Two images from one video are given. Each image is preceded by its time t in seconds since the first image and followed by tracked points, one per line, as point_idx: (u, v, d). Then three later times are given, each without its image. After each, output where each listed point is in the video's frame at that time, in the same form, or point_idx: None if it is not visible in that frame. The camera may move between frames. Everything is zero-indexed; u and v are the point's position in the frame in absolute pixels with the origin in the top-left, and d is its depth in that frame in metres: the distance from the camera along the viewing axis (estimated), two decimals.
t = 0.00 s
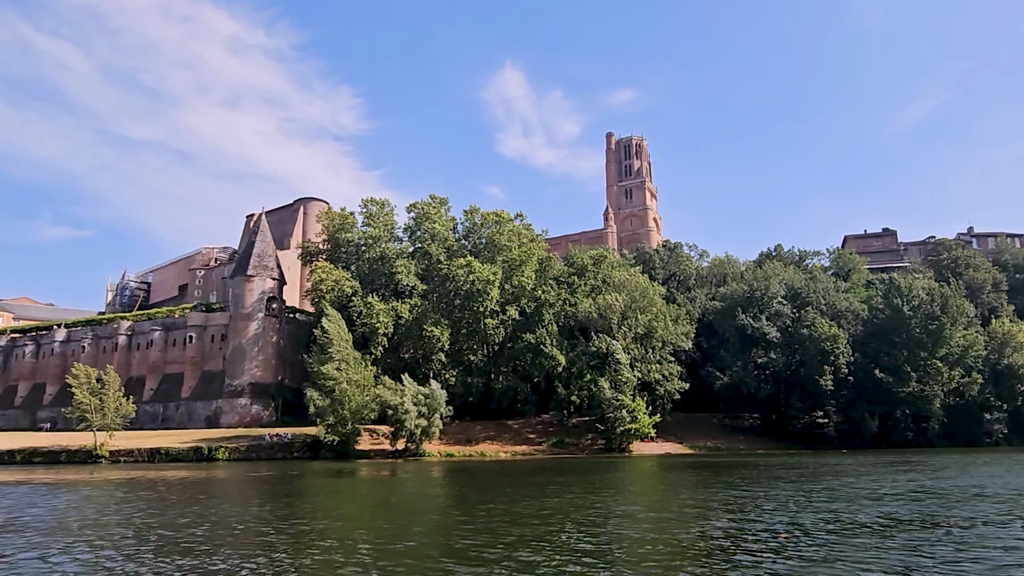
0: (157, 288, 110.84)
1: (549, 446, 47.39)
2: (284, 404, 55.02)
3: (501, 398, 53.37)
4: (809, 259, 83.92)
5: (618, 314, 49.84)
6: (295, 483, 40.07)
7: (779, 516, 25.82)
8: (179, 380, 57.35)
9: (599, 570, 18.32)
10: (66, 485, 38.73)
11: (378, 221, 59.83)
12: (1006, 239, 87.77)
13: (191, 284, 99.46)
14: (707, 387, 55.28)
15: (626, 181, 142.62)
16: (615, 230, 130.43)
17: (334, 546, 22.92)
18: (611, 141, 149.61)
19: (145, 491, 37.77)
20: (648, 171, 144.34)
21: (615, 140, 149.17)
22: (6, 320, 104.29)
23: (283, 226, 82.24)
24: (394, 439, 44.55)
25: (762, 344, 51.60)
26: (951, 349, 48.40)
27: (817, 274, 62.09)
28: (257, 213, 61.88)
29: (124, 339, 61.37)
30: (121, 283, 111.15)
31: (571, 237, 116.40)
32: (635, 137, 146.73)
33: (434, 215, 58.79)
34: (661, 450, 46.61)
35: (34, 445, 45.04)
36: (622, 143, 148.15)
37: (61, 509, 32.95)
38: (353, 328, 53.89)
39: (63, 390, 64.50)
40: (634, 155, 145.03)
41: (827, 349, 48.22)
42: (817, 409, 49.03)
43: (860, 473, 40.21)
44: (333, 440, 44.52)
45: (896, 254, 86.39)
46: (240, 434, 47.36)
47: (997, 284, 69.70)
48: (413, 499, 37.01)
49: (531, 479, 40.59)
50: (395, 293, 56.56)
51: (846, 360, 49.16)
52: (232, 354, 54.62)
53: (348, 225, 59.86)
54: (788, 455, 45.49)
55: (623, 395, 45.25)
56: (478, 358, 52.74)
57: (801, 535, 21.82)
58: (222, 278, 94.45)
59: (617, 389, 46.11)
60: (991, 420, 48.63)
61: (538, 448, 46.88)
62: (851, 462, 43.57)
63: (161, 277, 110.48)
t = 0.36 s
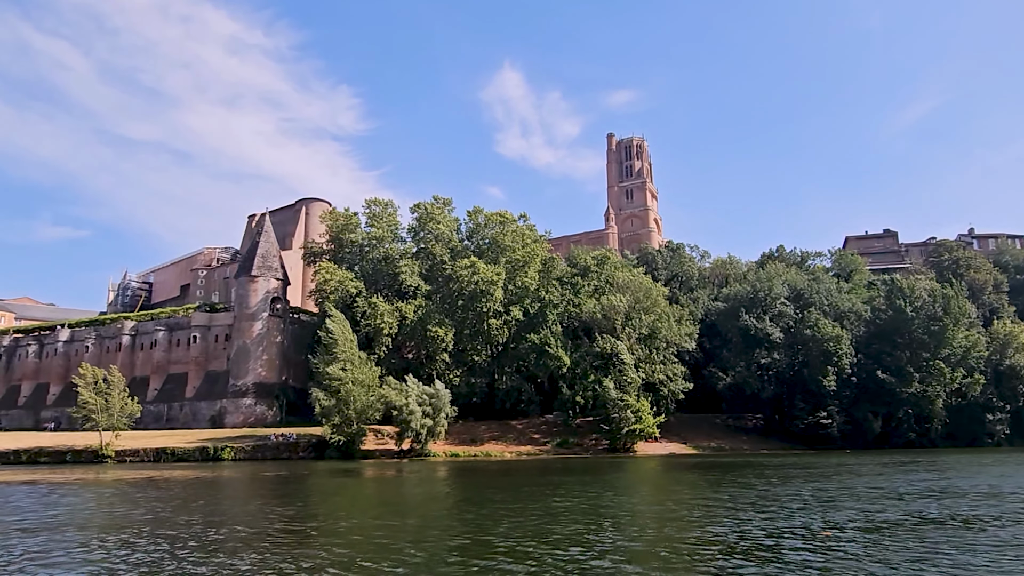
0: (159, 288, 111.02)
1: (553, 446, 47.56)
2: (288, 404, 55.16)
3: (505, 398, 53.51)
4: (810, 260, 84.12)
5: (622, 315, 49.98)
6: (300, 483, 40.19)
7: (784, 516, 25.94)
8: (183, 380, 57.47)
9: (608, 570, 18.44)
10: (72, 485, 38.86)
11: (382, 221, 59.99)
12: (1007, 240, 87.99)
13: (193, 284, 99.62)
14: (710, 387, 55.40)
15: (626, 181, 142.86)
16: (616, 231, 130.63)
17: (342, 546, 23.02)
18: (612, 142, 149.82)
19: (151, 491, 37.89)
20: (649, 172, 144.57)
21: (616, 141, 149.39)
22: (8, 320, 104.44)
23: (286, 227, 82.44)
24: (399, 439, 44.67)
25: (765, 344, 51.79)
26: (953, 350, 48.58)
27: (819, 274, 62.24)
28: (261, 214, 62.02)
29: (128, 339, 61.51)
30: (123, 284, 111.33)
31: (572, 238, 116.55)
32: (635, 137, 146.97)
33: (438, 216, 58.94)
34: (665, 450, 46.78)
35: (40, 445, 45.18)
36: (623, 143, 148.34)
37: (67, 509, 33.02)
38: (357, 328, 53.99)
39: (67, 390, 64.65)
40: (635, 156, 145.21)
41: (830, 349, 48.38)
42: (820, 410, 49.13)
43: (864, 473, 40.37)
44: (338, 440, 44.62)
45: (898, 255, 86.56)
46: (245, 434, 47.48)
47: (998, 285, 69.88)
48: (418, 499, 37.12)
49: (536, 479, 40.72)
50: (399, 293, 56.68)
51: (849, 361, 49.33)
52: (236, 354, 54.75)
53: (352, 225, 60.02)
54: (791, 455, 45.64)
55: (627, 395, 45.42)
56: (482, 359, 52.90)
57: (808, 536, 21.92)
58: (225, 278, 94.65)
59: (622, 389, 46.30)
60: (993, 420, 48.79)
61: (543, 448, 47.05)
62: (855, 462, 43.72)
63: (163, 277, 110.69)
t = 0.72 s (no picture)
0: (162, 287, 111.16)
1: (559, 446, 47.70)
2: (293, 404, 55.30)
3: (509, 398, 53.63)
4: (812, 261, 84.19)
5: (627, 315, 50.11)
6: (306, 482, 40.33)
7: (792, 516, 26.01)
8: (188, 380, 57.60)
9: (618, 569, 18.49)
10: (79, 484, 39.01)
11: (386, 222, 60.13)
12: (1008, 241, 88.14)
13: (195, 284, 99.76)
14: (714, 387, 55.51)
15: (628, 182, 142.95)
16: (617, 231, 130.72)
17: (352, 545, 23.08)
18: (614, 142, 150.03)
19: (158, 490, 38.00)
20: (650, 172, 144.70)
21: (617, 141, 149.48)
22: (11, 319, 104.55)
23: (288, 227, 82.56)
24: (405, 439, 44.80)
25: (769, 344, 51.93)
26: (957, 350, 48.74)
27: (823, 274, 62.32)
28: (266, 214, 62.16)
29: (133, 338, 61.64)
30: (125, 283, 111.45)
31: (573, 238, 116.65)
32: (637, 138, 147.07)
33: (442, 215, 59.01)
34: (670, 450, 46.89)
35: (47, 444, 45.33)
36: (624, 144, 148.49)
37: (74, 508, 33.08)
38: (362, 327, 54.13)
39: (71, 389, 64.76)
40: (637, 156, 145.31)
41: (834, 350, 48.50)
42: (824, 410, 49.36)
43: (869, 473, 40.49)
44: (344, 439, 44.73)
45: (900, 255, 86.68)
46: (251, 433, 47.61)
47: (1000, 286, 70.02)
48: (424, 499, 37.20)
49: (542, 479, 40.87)
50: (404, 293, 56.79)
51: (853, 361, 49.39)
52: (241, 353, 54.90)
53: (356, 226, 60.20)
54: (796, 455, 45.77)
55: (633, 395, 45.57)
56: (487, 359, 53.03)
57: (817, 535, 21.97)
58: (228, 278, 94.81)
59: (627, 389, 46.45)
60: (997, 421, 48.89)
61: (548, 448, 47.18)
62: (860, 462, 43.82)
63: (166, 277, 110.81)
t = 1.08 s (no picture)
0: (165, 287, 111.32)
1: (564, 446, 47.82)
2: (299, 404, 55.45)
3: (514, 398, 53.76)
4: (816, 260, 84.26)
5: (632, 315, 50.22)
6: (313, 481, 40.48)
7: (801, 515, 26.08)
8: (194, 379, 57.77)
9: (632, 568, 18.53)
10: (87, 483, 39.19)
11: (391, 222, 60.29)
12: (1011, 241, 88.22)
13: (199, 284, 99.94)
14: (718, 387, 55.61)
15: (630, 181, 143.07)
16: (619, 231, 130.83)
17: (363, 544, 23.12)
18: (616, 142, 150.14)
19: (166, 488, 38.15)
20: (652, 172, 144.76)
21: (619, 141, 149.54)
22: (15, 318, 104.77)
23: (292, 226, 82.70)
24: (411, 438, 44.94)
25: (773, 344, 52.03)
26: (961, 350, 48.84)
27: (827, 274, 62.38)
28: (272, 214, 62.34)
29: (139, 338, 61.82)
30: (129, 283, 111.64)
31: (576, 237, 116.78)
32: (639, 137, 147.15)
33: (448, 216, 59.16)
34: (675, 450, 46.99)
35: (55, 443, 45.54)
36: (626, 143, 148.57)
37: (84, 507, 33.25)
38: (368, 327, 54.28)
39: (77, 388, 64.94)
40: (639, 156, 145.43)
41: (839, 350, 48.58)
42: (829, 409, 49.46)
43: (875, 472, 40.57)
44: (351, 439, 44.89)
45: (903, 255, 86.76)
46: (257, 432, 47.78)
47: (1004, 286, 70.10)
48: (431, 498, 37.28)
49: (548, 478, 40.99)
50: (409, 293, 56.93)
51: (858, 361, 49.48)
52: (247, 353, 55.07)
53: (361, 225, 60.34)
54: (801, 454, 45.87)
55: (639, 395, 45.69)
56: (492, 358, 53.15)
57: (827, 535, 22.02)
58: (231, 277, 94.93)
59: (633, 389, 46.59)
60: (1001, 421, 49.00)
61: (554, 448, 47.32)
62: (865, 462, 43.95)
63: (169, 276, 111.02)
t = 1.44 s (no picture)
0: (169, 286, 111.53)
1: (571, 445, 47.94)
2: (306, 403, 55.64)
3: (520, 397, 53.90)
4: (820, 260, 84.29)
5: (638, 315, 50.30)
6: (321, 479, 40.64)
7: (810, 514, 26.19)
8: (200, 378, 57.96)
9: (645, 567, 18.61)
10: (97, 481, 39.38)
11: (397, 222, 60.44)
12: (1015, 241, 88.23)
13: (203, 283, 100.13)
14: (723, 386, 55.72)
15: (633, 181, 143.09)
16: (622, 231, 130.89)
17: (374, 542, 23.23)
18: (619, 141, 150.20)
19: (176, 487, 38.31)
20: (655, 172, 144.81)
21: (622, 141, 149.58)
22: (20, 318, 105.11)
23: (296, 225, 82.85)
24: (419, 437, 45.07)
25: (779, 344, 52.08)
26: (967, 350, 48.88)
27: (832, 274, 62.45)
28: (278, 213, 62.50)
29: (145, 337, 62.00)
30: (133, 282, 111.91)
31: (579, 237, 116.86)
32: (642, 137, 147.16)
33: (453, 215, 59.28)
34: (681, 449, 47.13)
35: (64, 441, 45.73)
36: (629, 143, 148.67)
37: (95, 505, 33.42)
38: (374, 326, 54.45)
39: (83, 387, 65.16)
40: (642, 155, 145.51)
41: (845, 349, 48.59)
42: (834, 409, 49.55)
43: (881, 472, 40.65)
44: (358, 437, 45.01)
45: (907, 255, 86.79)
46: (265, 431, 47.95)
47: (1009, 286, 70.13)
48: (439, 497, 37.39)
49: (555, 477, 41.10)
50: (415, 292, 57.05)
51: (864, 361, 49.52)
52: (254, 352, 55.27)
53: (367, 225, 60.47)
54: (808, 454, 45.97)
55: (645, 394, 45.85)
56: (498, 358, 53.30)
57: (837, 534, 22.11)
58: (236, 276, 95.08)
59: (640, 388, 46.71)
60: (1007, 420, 49.09)
61: (560, 447, 47.45)
62: (871, 461, 44.14)
63: (173, 275, 111.28)
